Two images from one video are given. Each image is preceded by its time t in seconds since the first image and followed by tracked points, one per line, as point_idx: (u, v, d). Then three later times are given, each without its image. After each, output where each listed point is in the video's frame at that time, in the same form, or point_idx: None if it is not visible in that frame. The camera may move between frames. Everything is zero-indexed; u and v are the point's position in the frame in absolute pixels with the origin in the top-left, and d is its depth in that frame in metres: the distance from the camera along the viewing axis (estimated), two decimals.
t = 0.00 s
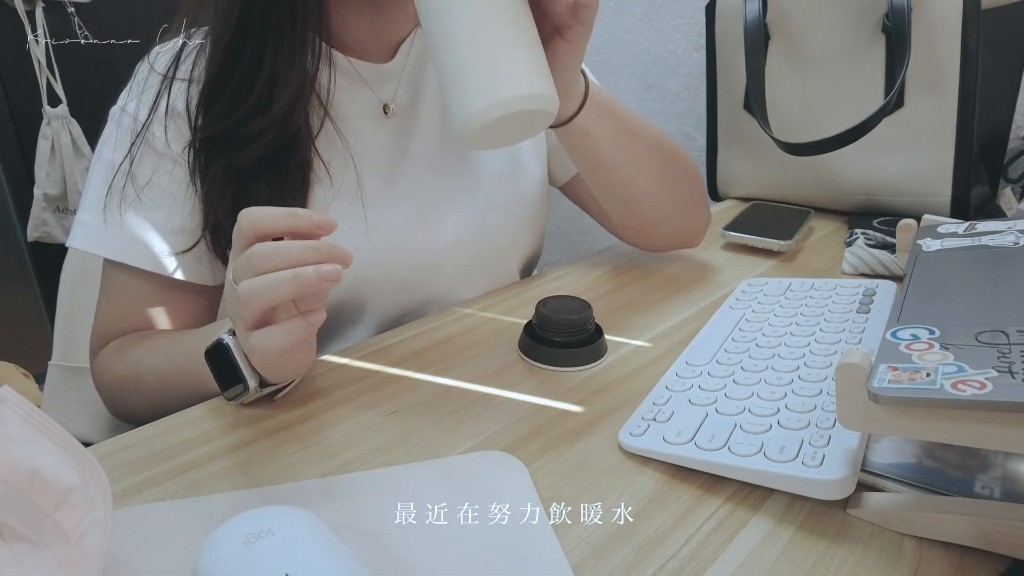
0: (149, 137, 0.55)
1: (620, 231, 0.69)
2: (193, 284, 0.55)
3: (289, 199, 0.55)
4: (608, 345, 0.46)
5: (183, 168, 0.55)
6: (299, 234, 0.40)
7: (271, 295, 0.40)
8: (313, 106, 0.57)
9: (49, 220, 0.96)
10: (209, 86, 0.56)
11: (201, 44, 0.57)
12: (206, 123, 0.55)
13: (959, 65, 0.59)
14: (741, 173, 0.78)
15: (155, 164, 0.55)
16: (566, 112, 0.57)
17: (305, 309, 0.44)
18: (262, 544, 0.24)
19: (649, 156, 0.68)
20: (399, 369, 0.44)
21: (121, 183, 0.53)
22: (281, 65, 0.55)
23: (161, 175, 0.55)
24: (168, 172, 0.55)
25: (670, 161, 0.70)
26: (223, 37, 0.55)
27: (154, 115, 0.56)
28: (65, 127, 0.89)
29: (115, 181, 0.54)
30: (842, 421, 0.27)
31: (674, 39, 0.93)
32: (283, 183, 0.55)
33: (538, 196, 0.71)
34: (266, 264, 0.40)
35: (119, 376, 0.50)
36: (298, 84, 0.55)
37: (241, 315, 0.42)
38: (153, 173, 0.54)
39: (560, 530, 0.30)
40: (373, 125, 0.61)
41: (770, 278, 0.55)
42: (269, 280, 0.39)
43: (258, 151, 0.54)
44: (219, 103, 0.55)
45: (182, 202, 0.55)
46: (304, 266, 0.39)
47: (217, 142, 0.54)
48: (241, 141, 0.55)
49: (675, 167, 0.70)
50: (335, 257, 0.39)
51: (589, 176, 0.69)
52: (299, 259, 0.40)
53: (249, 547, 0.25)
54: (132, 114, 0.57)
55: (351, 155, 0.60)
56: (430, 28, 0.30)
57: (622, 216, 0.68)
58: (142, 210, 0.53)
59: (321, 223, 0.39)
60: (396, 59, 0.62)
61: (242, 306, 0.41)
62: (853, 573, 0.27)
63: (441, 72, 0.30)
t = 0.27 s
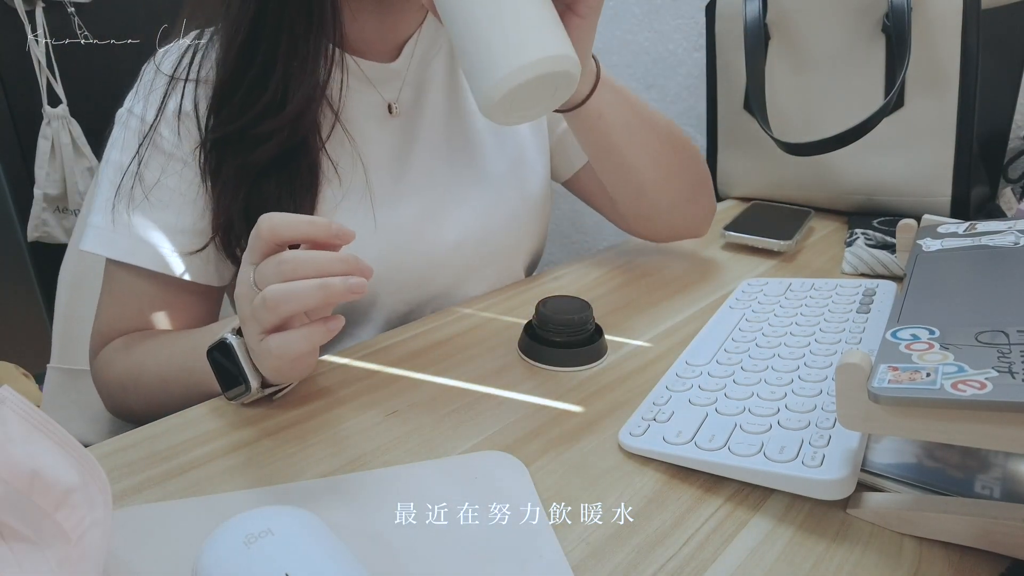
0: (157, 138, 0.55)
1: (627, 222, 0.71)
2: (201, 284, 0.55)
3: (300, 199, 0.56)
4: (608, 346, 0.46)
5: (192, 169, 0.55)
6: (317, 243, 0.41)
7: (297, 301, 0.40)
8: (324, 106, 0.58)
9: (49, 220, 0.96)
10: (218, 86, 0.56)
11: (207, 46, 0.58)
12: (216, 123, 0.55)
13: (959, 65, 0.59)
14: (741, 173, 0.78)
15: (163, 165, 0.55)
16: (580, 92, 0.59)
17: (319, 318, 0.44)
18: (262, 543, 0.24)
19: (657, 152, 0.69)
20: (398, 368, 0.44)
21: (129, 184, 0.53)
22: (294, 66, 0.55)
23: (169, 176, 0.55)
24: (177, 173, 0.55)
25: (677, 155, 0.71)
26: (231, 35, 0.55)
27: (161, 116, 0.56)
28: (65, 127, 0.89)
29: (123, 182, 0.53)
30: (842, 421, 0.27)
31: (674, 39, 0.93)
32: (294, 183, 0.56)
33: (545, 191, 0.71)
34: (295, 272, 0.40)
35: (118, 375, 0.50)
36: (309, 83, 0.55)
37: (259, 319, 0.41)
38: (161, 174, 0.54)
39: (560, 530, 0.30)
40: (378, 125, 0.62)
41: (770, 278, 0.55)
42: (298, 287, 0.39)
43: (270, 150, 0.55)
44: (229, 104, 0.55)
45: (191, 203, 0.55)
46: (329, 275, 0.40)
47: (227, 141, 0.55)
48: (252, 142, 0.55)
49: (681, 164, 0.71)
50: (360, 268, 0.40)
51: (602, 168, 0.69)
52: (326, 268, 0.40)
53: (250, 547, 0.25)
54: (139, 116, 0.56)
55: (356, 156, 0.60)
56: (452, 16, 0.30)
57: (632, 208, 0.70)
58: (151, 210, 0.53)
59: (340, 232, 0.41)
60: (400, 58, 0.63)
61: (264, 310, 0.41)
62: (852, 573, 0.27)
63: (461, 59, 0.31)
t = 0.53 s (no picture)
0: (162, 137, 0.55)
1: (630, 217, 0.72)
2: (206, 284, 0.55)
3: (307, 197, 0.56)
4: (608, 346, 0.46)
5: (197, 168, 0.55)
6: (313, 246, 0.41)
7: (292, 304, 0.40)
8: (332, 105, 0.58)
9: (49, 220, 0.97)
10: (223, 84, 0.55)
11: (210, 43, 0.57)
12: (221, 121, 0.55)
13: (958, 65, 0.59)
14: (741, 173, 0.78)
15: (169, 164, 0.55)
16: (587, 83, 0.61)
17: (315, 318, 0.44)
18: (262, 543, 0.24)
19: (663, 147, 0.69)
20: (398, 368, 0.44)
21: (134, 184, 0.53)
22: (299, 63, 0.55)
23: (174, 175, 0.54)
24: (182, 172, 0.55)
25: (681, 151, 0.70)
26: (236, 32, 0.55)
27: (166, 115, 0.56)
28: (65, 127, 0.89)
29: (128, 182, 0.53)
30: (842, 422, 0.27)
31: (674, 39, 0.93)
32: (301, 181, 0.56)
33: (548, 188, 0.71)
34: (290, 275, 0.40)
35: (122, 374, 0.50)
36: (314, 81, 0.55)
37: (255, 323, 0.41)
38: (166, 172, 0.54)
39: (560, 530, 0.30)
40: (382, 124, 0.62)
41: (770, 278, 0.55)
42: (293, 291, 0.40)
43: (284, 151, 0.55)
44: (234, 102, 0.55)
45: (196, 202, 0.54)
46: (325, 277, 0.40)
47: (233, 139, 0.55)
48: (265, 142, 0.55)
49: (685, 159, 0.70)
50: (355, 271, 0.41)
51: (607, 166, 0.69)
52: (322, 271, 0.40)
53: (250, 547, 0.25)
54: (143, 116, 0.56)
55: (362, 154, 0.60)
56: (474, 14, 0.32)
57: (636, 205, 0.70)
58: (157, 210, 0.53)
59: (334, 234, 0.40)
60: (404, 57, 0.63)
61: (259, 314, 0.41)
62: (853, 573, 0.27)
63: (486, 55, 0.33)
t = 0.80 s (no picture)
0: (163, 135, 0.55)
1: (636, 214, 0.72)
2: (207, 284, 0.55)
3: (310, 196, 0.56)
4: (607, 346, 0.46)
5: (198, 167, 0.55)
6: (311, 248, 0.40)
7: (291, 307, 0.40)
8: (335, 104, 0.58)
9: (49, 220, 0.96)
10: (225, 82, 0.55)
11: (211, 42, 0.57)
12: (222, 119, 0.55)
13: (958, 65, 0.59)
14: (742, 173, 0.78)
15: (169, 162, 0.55)
16: (594, 75, 0.60)
17: (313, 320, 0.44)
18: (262, 544, 0.24)
19: (667, 146, 0.69)
20: (398, 369, 0.44)
21: (135, 182, 0.53)
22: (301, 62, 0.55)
23: (175, 174, 0.54)
24: (182, 170, 0.55)
25: (685, 147, 0.70)
26: (238, 30, 0.55)
27: (167, 113, 0.56)
28: (65, 127, 0.89)
29: (128, 180, 0.53)
30: (842, 422, 0.27)
31: (675, 39, 0.93)
32: (304, 180, 0.56)
33: (549, 187, 0.71)
34: (289, 277, 0.40)
35: (123, 371, 0.50)
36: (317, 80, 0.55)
37: (253, 325, 0.41)
38: (167, 170, 0.54)
39: (560, 530, 0.30)
40: (384, 122, 0.62)
41: (770, 278, 0.55)
42: (292, 293, 0.40)
43: (290, 151, 0.55)
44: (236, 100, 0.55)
45: (197, 201, 0.54)
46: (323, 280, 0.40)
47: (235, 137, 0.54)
48: (270, 142, 0.55)
49: (688, 155, 0.70)
50: (353, 272, 0.40)
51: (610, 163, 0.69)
52: (321, 273, 0.40)
53: (249, 547, 0.25)
54: (144, 114, 0.56)
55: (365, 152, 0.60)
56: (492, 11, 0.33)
57: (641, 202, 0.70)
58: (157, 208, 0.53)
59: (332, 236, 0.40)
60: (405, 56, 0.63)
61: (257, 316, 0.41)
62: (853, 573, 0.27)
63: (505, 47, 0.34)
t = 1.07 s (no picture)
0: (162, 135, 0.55)
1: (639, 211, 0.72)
2: (207, 283, 0.55)
3: (312, 195, 0.56)
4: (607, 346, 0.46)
5: (198, 166, 0.55)
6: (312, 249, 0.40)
7: (291, 309, 0.40)
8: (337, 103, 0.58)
9: (49, 220, 0.96)
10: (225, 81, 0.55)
11: (212, 41, 0.58)
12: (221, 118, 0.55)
13: (958, 65, 0.59)
14: (742, 173, 0.78)
15: (169, 161, 0.54)
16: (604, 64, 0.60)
17: (313, 322, 0.44)
18: (262, 544, 0.24)
19: (670, 143, 0.68)
20: (398, 369, 0.44)
21: (134, 182, 0.53)
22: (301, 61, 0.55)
23: (175, 173, 0.54)
24: (181, 170, 0.54)
25: (688, 144, 0.70)
26: (239, 29, 0.55)
27: (166, 113, 0.56)
28: (65, 127, 0.89)
29: (128, 180, 0.53)
30: (842, 422, 0.27)
31: (675, 39, 0.93)
32: (306, 180, 0.56)
33: (550, 186, 0.71)
34: (289, 279, 0.40)
35: (124, 371, 0.50)
36: (318, 80, 0.55)
37: (252, 326, 0.41)
38: (166, 170, 0.54)
39: (560, 530, 0.30)
40: (384, 120, 0.62)
41: (770, 278, 0.55)
42: (292, 295, 0.40)
43: (293, 151, 0.55)
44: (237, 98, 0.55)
45: (197, 200, 0.54)
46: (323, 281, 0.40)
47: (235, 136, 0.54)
48: (272, 143, 0.55)
49: (692, 151, 0.70)
50: (353, 274, 0.40)
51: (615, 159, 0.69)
52: (322, 275, 0.40)
53: (249, 547, 0.25)
54: (144, 113, 0.56)
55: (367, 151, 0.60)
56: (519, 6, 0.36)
57: (645, 200, 0.71)
58: (156, 207, 0.53)
59: (332, 237, 0.40)
60: (405, 55, 0.63)
61: (257, 317, 0.41)
62: (853, 573, 0.27)
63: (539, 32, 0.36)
